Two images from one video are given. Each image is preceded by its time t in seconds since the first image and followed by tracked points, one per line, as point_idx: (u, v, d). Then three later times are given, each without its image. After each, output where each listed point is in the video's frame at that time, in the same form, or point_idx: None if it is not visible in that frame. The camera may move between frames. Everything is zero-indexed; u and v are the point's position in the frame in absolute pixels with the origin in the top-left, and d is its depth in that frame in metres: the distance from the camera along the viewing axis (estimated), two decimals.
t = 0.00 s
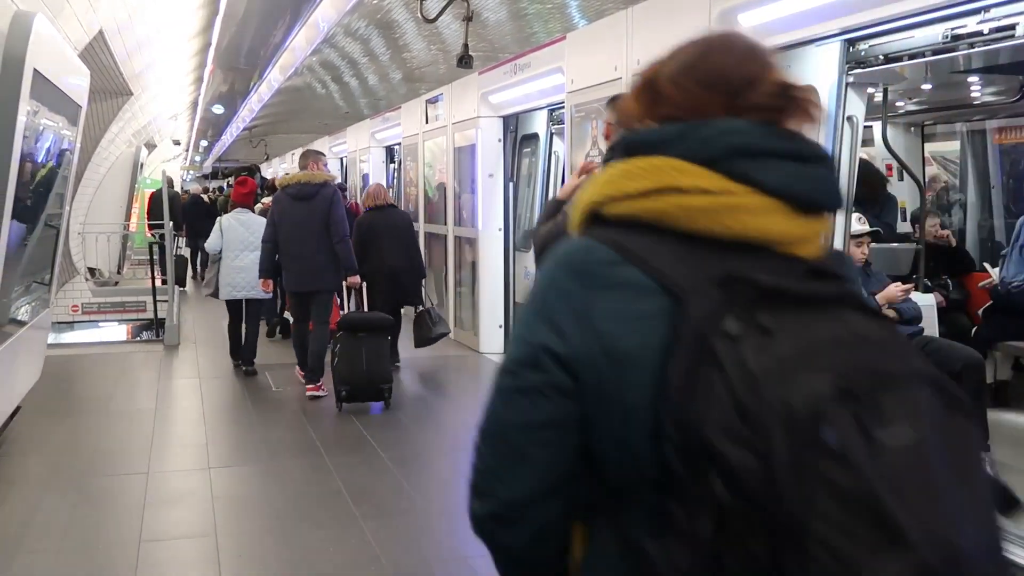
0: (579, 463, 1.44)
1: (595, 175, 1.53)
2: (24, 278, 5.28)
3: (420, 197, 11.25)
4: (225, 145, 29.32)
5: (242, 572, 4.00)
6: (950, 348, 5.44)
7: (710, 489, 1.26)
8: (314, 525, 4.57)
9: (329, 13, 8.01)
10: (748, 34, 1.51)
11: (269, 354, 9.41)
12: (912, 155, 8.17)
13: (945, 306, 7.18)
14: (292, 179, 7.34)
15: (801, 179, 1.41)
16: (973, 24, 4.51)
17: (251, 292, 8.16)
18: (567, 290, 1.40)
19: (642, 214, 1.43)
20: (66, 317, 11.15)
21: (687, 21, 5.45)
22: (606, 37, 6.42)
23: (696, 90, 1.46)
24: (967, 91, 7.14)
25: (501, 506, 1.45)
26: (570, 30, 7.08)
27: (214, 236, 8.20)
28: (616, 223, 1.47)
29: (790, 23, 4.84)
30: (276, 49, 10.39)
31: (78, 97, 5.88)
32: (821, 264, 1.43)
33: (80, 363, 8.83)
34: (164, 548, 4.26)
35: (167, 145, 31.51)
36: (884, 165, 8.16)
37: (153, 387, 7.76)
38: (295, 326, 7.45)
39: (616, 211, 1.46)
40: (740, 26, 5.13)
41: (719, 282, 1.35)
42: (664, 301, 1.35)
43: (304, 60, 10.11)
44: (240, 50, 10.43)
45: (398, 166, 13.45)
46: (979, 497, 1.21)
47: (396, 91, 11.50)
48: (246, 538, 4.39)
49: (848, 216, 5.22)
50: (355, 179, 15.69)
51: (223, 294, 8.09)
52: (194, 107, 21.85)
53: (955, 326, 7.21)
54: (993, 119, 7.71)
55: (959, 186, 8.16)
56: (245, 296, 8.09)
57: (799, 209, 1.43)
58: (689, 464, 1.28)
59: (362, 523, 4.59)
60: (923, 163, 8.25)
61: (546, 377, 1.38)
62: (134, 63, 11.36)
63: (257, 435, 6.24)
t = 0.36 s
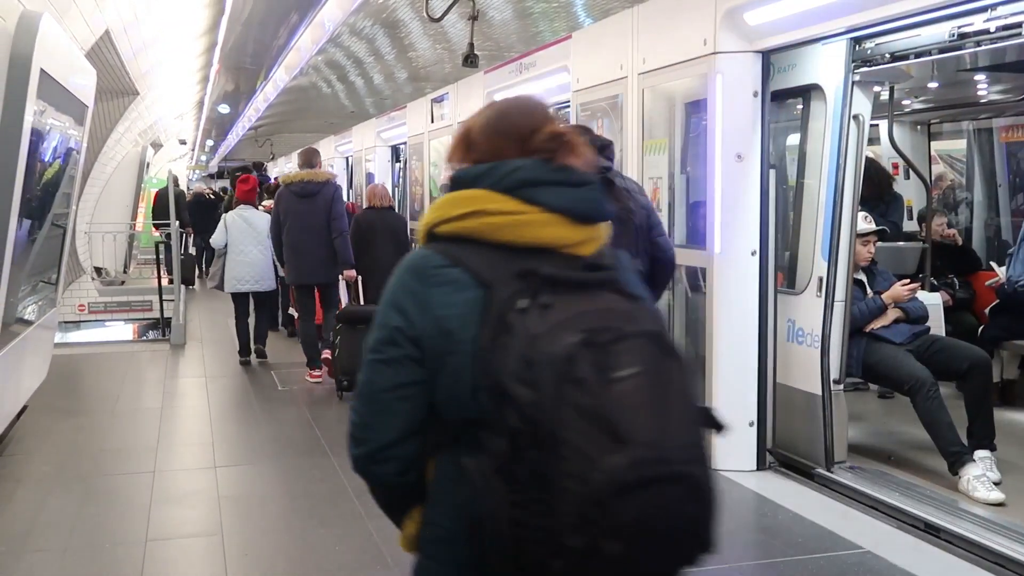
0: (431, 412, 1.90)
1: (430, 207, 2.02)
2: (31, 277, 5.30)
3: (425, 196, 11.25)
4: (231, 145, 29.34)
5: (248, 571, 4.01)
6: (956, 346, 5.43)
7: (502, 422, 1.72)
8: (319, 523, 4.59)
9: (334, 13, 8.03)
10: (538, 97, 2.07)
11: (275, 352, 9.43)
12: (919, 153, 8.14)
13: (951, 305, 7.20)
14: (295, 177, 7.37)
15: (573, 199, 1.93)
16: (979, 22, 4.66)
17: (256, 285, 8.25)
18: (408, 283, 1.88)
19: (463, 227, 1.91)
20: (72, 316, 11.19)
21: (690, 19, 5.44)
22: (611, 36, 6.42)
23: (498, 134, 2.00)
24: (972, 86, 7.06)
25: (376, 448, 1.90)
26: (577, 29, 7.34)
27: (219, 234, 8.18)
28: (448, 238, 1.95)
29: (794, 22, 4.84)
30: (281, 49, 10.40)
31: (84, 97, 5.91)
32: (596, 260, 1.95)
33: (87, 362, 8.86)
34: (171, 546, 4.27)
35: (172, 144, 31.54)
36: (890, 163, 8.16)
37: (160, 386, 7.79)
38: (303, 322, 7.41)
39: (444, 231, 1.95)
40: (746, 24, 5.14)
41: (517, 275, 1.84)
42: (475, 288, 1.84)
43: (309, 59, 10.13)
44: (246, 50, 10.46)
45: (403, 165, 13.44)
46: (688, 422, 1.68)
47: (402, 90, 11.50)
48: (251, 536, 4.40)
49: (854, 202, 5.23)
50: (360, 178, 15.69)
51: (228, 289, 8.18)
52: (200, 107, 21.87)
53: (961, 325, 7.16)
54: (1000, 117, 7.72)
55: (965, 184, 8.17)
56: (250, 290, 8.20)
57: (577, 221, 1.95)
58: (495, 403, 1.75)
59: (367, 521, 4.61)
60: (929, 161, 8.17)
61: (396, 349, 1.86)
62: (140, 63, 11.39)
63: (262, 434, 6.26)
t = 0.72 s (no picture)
0: (328, 341, 2.23)
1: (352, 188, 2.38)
2: (33, 276, 5.30)
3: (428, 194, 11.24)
4: (233, 143, 29.32)
5: (250, 569, 4.01)
6: (959, 346, 5.42)
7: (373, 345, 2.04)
8: (321, 522, 4.58)
9: (336, 12, 8.03)
10: (442, 96, 2.47)
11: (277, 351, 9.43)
12: (921, 152, 8.18)
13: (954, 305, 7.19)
14: (301, 179, 7.42)
15: (459, 176, 2.31)
16: (982, 20, 4.66)
17: (265, 283, 8.34)
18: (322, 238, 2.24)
19: (373, 198, 2.27)
20: (75, 315, 11.18)
21: (691, 17, 5.46)
22: (612, 35, 6.42)
23: (408, 126, 2.39)
24: (976, 85, 7.04)
25: (288, 366, 2.24)
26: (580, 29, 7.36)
27: (229, 232, 8.22)
28: (362, 207, 2.30)
29: (797, 20, 4.82)
30: (284, 48, 10.40)
31: (87, 96, 5.91)
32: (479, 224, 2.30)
33: (89, 361, 8.86)
34: (173, 545, 4.28)
35: (175, 143, 31.52)
36: (892, 162, 8.17)
37: (161, 385, 7.79)
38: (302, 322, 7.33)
39: (359, 201, 2.30)
40: (747, 23, 5.15)
41: (405, 232, 2.18)
42: (375, 241, 2.19)
43: (311, 58, 10.13)
44: (248, 49, 10.46)
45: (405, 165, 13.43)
46: (513, 343, 2.01)
47: (404, 88, 11.49)
48: (253, 536, 4.40)
49: (855, 209, 5.15)
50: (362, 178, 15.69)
51: (238, 286, 8.24)
52: (202, 105, 21.83)
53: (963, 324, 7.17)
54: (1002, 117, 7.72)
55: (968, 183, 8.17)
56: (260, 287, 8.28)
57: (464, 194, 2.32)
58: (370, 329, 2.08)
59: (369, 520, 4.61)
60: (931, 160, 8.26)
61: (309, 289, 2.20)
62: (142, 62, 11.39)
63: (264, 432, 6.27)
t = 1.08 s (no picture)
0: (289, 307, 2.75)
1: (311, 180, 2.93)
2: (29, 277, 5.30)
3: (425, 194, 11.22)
4: (230, 143, 29.27)
5: (247, 569, 4.00)
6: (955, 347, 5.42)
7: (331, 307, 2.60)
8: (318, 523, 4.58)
9: (332, 13, 8.03)
10: (387, 108, 3.08)
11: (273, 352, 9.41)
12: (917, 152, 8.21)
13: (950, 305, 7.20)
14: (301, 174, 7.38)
15: (399, 175, 2.90)
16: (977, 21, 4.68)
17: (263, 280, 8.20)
18: (286, 221, 2.76)
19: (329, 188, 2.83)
20: (71, 315, 11.16)
21: (687, 18, 5.46)
22: (609, 35, 6.42)
23: (364, 128, 2.99)
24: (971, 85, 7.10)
25: (257, 324, 2.76)
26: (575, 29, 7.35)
27: (225, 233, 8.22)
28: (321, 196, 2.85)
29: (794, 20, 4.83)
30: (280, 48, 10.40)
31: (83, 96, 5.91)
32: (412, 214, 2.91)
33: (85, 361, 8.84)
34: (170, 546, 4.27)
35: (171, 143, 31.44)
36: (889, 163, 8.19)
37: (158, 385, 7.78)
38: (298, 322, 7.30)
39: (318, 191, 2.85)
40: (746, 24, 5.17)
41: (356, 220, 2.75)
42: (330, 226, 2.74)
43: (307, 59, 10.13)
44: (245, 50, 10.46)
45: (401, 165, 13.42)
46: (443, 309, 2.63)
47: (400, 88, 11.48)
48: (250, 536, 4.40)
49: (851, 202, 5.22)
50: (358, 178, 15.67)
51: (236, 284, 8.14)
52: (198, 106, 21.78)
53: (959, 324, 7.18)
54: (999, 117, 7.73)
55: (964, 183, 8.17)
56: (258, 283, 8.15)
57: (403, 189, 2.91)
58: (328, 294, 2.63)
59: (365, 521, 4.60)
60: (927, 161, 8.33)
61: (276, 262, 2.72)
62: (138, 62, 11.37)
63: (260, 433, 6.26)
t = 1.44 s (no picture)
0: (252, 313, 2.98)
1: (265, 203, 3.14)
2: (29, 277, 5.29)
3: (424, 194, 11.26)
4: (230, 143, 29.23)
5: (247, 570, 4.00)
6: (955, 346, 5.44)
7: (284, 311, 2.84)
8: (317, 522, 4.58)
9: (331, 13, 8.03)
10: (328, 138, 3.24)
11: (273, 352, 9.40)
12: (917, 151, 8.22)
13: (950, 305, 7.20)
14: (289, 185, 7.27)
15: (341, 195, 3.08)
16: (977, 21, 4.67)
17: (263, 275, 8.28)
18: (248, 238, 2.99)
19: (284, 212, 3.02)
20: (71, 315, 11.14)
21: (688, 16, 5.45)
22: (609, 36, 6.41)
23: (302, 154, 3.15)
24: (971, 86, 7.07)
25: (223, 329, 2.99)
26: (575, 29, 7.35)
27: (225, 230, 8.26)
28: (274, 218, 3.07)
29: (795, 20, 4.82)
30: (280, 48, 10.38)
31: (82, 97, 5.90)
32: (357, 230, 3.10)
33: (85, 361, 8.83)
34: (169, 546, 4.27)
35: (172, 143, 31.41)
36: (888, 163, 8.21)
37: (158, 385, 7.78)
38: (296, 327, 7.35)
39: (271, 214, 3.06)
40: (745, 24, 5.14)
41: (306, 235, 2.97)
42: (285, 241, 2.97)
43: (307, 59, 10.13)
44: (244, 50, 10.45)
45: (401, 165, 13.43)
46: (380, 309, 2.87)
47: (400, 88, 11.49)
48: (249, 535, 4.40)
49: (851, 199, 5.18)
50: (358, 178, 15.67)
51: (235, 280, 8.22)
52: (197, 106, 21.74)
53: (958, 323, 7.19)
54: (998, 117, 7.73)
55: (963, 183, 8.17)
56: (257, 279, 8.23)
57: (348, 207, 3.10)
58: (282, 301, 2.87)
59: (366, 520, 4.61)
60: (928, 160, 8.25)
61: (238, 274, 2.94)
62: (138, 62, 11.37)
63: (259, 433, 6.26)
